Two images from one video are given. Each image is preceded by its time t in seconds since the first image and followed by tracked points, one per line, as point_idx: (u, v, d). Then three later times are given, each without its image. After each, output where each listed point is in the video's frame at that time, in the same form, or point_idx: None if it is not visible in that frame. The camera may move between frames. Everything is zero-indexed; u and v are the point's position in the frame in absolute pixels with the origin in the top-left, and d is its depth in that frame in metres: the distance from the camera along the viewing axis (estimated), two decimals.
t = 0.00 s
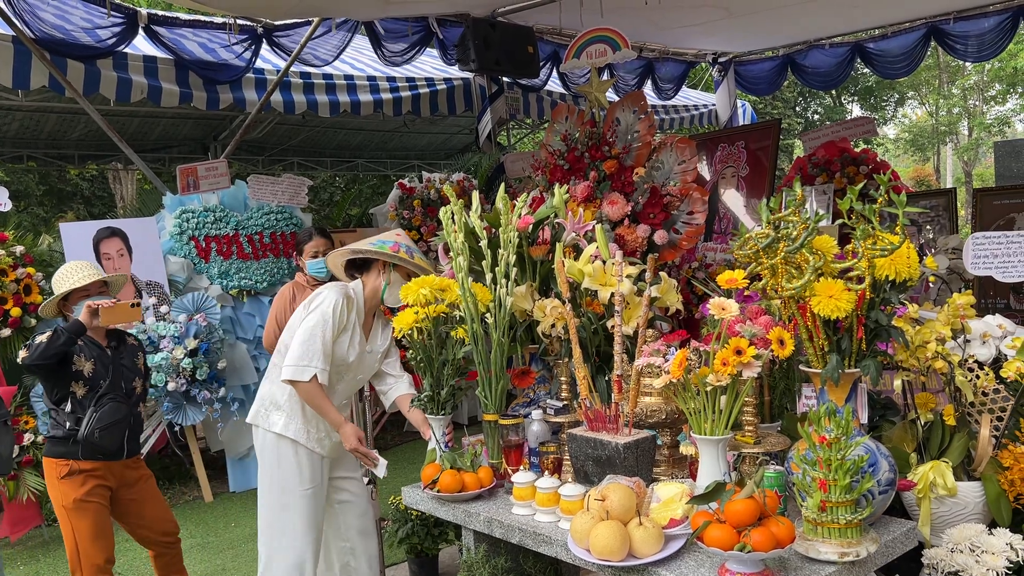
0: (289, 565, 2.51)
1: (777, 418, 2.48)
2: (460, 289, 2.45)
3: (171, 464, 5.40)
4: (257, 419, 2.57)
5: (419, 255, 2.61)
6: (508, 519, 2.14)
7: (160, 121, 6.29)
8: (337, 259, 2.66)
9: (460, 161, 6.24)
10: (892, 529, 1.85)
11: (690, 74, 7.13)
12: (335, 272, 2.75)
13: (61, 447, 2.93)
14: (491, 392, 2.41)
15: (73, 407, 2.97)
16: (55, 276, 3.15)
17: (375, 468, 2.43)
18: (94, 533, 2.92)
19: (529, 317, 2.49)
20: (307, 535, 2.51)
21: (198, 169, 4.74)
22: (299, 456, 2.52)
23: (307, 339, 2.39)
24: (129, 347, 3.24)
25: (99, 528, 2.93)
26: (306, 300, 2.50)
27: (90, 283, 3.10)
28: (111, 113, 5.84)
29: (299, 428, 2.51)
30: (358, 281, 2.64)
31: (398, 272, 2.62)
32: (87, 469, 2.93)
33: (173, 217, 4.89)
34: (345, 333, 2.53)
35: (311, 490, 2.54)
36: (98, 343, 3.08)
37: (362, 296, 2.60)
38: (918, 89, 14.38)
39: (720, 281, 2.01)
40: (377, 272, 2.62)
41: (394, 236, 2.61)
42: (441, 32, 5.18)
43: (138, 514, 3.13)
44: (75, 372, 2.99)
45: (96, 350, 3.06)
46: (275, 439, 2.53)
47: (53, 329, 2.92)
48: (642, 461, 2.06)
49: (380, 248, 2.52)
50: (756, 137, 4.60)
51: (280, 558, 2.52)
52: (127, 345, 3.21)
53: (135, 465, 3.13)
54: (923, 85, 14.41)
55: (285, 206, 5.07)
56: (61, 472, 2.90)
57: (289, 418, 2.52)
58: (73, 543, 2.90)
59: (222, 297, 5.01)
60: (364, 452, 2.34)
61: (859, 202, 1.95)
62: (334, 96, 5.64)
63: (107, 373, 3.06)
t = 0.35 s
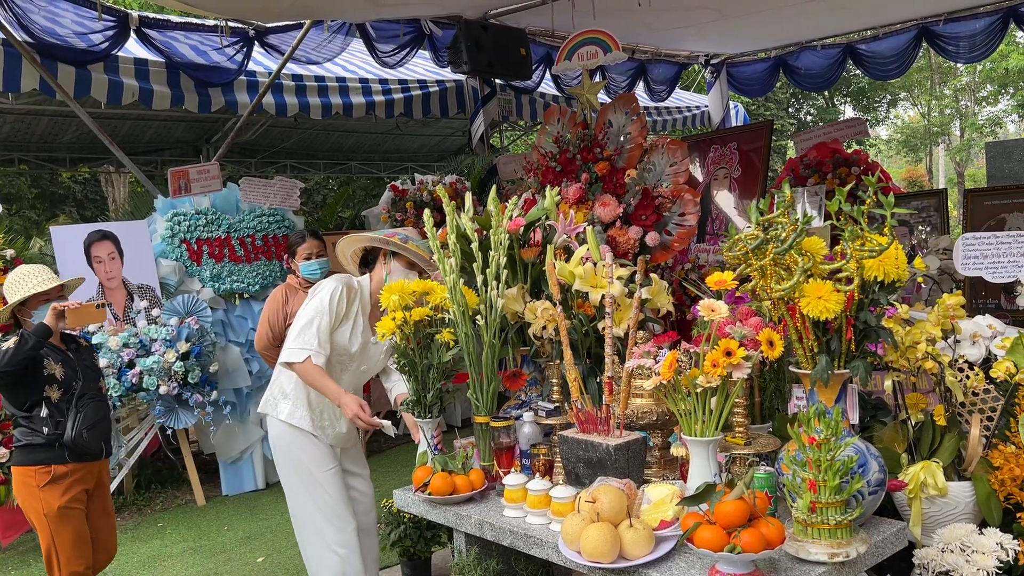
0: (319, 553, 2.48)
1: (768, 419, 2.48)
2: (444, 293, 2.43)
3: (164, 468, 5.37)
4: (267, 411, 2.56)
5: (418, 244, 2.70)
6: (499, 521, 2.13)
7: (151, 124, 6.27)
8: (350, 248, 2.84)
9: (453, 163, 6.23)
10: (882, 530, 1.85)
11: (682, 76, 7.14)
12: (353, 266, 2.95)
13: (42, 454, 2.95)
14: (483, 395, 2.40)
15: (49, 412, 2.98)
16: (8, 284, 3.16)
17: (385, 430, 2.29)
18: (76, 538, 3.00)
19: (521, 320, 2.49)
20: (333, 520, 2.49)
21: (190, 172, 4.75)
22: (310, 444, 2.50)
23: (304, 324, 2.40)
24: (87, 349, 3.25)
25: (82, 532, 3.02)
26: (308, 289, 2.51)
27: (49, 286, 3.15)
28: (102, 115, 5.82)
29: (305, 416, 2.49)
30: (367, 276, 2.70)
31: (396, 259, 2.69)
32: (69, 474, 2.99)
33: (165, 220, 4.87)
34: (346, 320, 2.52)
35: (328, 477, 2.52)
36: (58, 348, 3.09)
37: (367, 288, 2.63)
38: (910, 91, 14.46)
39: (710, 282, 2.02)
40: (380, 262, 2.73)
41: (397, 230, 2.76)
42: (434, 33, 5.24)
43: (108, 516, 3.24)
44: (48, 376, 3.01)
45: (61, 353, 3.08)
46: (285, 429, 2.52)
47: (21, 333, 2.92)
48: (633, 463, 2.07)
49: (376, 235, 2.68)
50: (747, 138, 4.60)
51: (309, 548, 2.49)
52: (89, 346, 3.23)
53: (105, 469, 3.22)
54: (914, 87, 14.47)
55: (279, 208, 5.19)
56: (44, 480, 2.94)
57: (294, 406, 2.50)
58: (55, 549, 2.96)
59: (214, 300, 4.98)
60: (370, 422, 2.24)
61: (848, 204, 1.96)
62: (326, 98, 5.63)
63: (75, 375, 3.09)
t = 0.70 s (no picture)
0: (319, 555, 2.47)
1: (759, 420, 2.49)
2: (434, 293, 2.39)
3: (156, 471, 5.35)
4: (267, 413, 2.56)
5: (387, 224, 2.60)
6: (491, 523, 2.13)
7: (145, 126, 6.25)
8: (327, 244, 2.79)
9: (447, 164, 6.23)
10: (873, 529, 1.86)
11: (675, 77, 7.16)
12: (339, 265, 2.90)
13: (5, 460, 2.91)
14: (475, 396, 2.40)
15: (13, 417, 2.96)
16: None
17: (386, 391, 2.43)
18: (50, 536, 3.01)
19: (513, 321, 2.49)
20: (333, 522, 2.48)
21: (182, 174, 4.75)
22: (310, 443, 2.49)
23: (293, 318, 2.40)
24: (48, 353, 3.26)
25: (53, 534, 3.02)
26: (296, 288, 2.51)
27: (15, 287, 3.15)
28: (94, 117, 5.81)
29: (303, 417, 2.48)
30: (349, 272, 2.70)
31: (369, 246, 2.61)
32: (37, 477, 2.98)
33: (157, 221, 4.84)
34: (333, 314, 2.53)
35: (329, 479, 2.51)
36: (21, 352, 3.10)
37: (351, 283, 2.63)
38: (903, 91, 14.52)
39: (701, 283, 2.02)
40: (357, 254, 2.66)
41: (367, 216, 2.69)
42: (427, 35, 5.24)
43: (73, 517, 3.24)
44: (11, 381, 2.99)
45: (22, 357, 3.07)
46: (285, 433, 2.51)
47: None
48: (625, 464, 2.06)
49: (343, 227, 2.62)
50: (740, 139, 4.62)
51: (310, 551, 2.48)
52: (50, 349, 3.24)
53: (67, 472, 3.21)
54: (907, 88, 14.54)
55: (271, 210, 5.18)
56: (12, 484, 2.92)
57: (292, 408, 2.49)
58: (28, 551, 2.95)
59: (207, 302, 4.98)
60: (367, 389, 2.21)
61: (838, 205, 1.96)
62: (320, 100, 5.62)
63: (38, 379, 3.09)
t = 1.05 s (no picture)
0: (312, 562, 2.48)
1: (755, 421, 2.49)
2: (431, 292, 2.43)
3: (151, 472, 5.33)
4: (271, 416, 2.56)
5: (364, 213, 2.58)
6: (487, 524, 2.13)
7: (140, 126, 6.24)
8: (309, 242, 2.77)
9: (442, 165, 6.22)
10: (869, 530, 1.87)
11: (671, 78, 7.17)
12: (326, 261, 2.87)
13: None
14: (471, 397, 2.40)
15: None
16: None
17: (381, 391, 2.29)
18: (9, 537, 2.89)
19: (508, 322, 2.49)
20: (327, 530, 2.49)
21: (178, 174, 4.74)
22: (311, 445, 2.49)
23: (285, 317, 2.39)
24: (16, 355, 3.11)
25: (10, 536, 2.90)
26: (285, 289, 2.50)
27: None
28: (89, 118, 5.79)
29: (306, 419, 2.47)
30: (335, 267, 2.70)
31: (351, 237, 2.60)
32: None
33: (152, 223, 4.84)
34: (324, 311, 2.52)
35: (328, 484, 2.50)
36: None
37: (339, 278, 2.62)
38: (898, 92, 14.58)
39: (697, 284, 2.03)
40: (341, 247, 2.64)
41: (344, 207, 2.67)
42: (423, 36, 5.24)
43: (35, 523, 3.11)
44: None
45: None
46: (288, 436, 2.51)
47: None
48: (621, 465, 2.07)
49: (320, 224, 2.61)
50: (736, 140, 4.62)
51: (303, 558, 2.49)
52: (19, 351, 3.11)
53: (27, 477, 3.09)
54: (903, 88, 14.59)
55: (266, 211, 5.18)
56: None
57: (294, 411, 2.48)
58: None
59: (203, 303, 4.97)
60: (368, 381, 2.22)
61: (832, 206, 1.96)
62: (315, 101, 5.62)
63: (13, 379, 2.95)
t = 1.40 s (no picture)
0: (319, 563, 2.49)
1: (754, 421, 2.48)
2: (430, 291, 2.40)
3: (150, 471, 5.33)
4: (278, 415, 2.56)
5: (371, 210, 2.56)
6: (485, 524, 2.13)
7: (138, 126, 6.23)
8: (312, 238, 2.76)
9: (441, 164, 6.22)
10: (868, 530, 1.87)
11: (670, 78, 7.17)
12: (327, 255, 2.86)
13: None
14: (470, 397, 2.40)
15: None
16: None
17: (380, 416, 2.40)
18: None
19: (507, 321, 2.49)
20: (333, 530, 2.49)
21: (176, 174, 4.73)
22: (317, 447, 2.49)
23: (289, 320, 2.39)
24: None
25: None
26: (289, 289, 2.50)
27: None
28: (87, 117, 5.78)
29: (311, 420, 2.47)
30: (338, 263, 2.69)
31: (356, 234, 2.59)
32: None
33: (151, 222, 4.84)
34: (328, 310, 2.51)
35: (334, 485, 2.50)
36: None
37: (342, 274, 2.62)
38: (897, 93, 14.61)
39: (696, 283, 2.03)
40: (346, 245, 2.64)
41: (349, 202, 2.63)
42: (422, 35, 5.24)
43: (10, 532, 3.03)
44: None
45: None
46: (294, 436, 2.51)
47: None
48: (620, 464, 2.07)
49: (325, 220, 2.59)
50: (735, 140, 4.62)
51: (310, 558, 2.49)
52: None
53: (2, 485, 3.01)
54: (901, 89, 14.62)
55: (265, 210, 5.15)
56: None
57: (298, 412, 2.48)
58: None
59: (201, 303, 4.96)
60: (374, 407, 2.27)
61: (832, 206, 1.96)
62: (314, 101, 5.62)
63: (7, 383, 2.87)
